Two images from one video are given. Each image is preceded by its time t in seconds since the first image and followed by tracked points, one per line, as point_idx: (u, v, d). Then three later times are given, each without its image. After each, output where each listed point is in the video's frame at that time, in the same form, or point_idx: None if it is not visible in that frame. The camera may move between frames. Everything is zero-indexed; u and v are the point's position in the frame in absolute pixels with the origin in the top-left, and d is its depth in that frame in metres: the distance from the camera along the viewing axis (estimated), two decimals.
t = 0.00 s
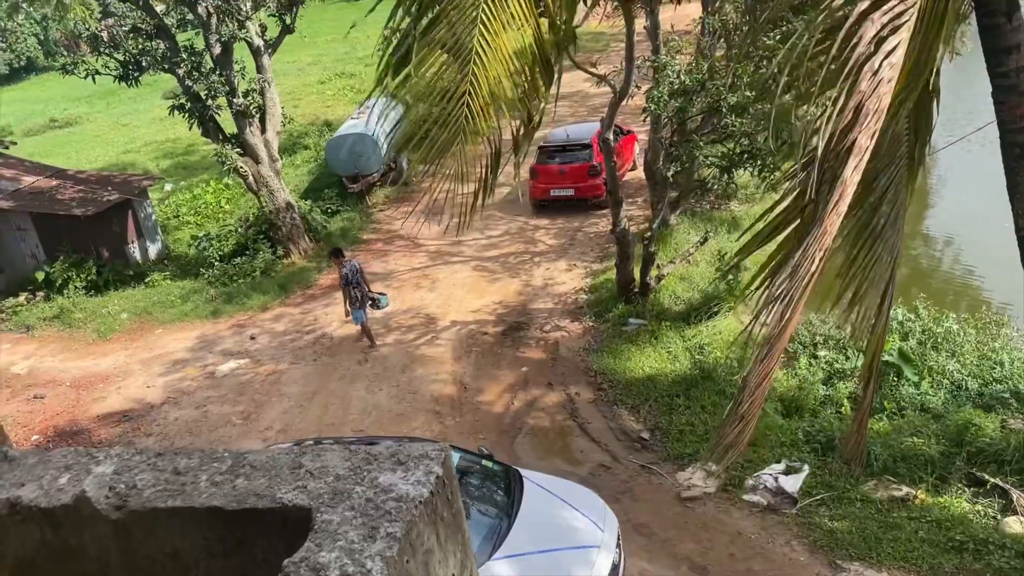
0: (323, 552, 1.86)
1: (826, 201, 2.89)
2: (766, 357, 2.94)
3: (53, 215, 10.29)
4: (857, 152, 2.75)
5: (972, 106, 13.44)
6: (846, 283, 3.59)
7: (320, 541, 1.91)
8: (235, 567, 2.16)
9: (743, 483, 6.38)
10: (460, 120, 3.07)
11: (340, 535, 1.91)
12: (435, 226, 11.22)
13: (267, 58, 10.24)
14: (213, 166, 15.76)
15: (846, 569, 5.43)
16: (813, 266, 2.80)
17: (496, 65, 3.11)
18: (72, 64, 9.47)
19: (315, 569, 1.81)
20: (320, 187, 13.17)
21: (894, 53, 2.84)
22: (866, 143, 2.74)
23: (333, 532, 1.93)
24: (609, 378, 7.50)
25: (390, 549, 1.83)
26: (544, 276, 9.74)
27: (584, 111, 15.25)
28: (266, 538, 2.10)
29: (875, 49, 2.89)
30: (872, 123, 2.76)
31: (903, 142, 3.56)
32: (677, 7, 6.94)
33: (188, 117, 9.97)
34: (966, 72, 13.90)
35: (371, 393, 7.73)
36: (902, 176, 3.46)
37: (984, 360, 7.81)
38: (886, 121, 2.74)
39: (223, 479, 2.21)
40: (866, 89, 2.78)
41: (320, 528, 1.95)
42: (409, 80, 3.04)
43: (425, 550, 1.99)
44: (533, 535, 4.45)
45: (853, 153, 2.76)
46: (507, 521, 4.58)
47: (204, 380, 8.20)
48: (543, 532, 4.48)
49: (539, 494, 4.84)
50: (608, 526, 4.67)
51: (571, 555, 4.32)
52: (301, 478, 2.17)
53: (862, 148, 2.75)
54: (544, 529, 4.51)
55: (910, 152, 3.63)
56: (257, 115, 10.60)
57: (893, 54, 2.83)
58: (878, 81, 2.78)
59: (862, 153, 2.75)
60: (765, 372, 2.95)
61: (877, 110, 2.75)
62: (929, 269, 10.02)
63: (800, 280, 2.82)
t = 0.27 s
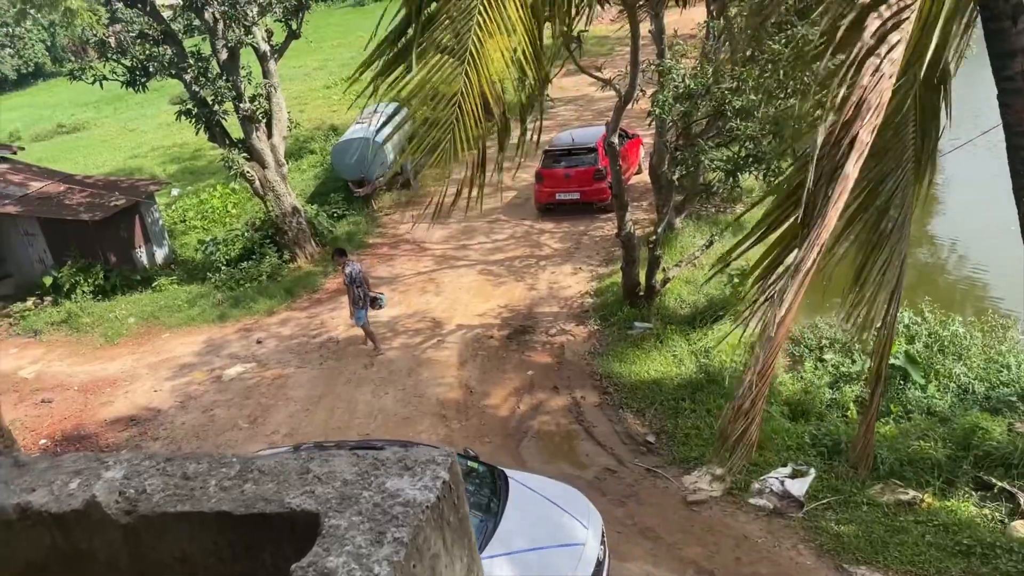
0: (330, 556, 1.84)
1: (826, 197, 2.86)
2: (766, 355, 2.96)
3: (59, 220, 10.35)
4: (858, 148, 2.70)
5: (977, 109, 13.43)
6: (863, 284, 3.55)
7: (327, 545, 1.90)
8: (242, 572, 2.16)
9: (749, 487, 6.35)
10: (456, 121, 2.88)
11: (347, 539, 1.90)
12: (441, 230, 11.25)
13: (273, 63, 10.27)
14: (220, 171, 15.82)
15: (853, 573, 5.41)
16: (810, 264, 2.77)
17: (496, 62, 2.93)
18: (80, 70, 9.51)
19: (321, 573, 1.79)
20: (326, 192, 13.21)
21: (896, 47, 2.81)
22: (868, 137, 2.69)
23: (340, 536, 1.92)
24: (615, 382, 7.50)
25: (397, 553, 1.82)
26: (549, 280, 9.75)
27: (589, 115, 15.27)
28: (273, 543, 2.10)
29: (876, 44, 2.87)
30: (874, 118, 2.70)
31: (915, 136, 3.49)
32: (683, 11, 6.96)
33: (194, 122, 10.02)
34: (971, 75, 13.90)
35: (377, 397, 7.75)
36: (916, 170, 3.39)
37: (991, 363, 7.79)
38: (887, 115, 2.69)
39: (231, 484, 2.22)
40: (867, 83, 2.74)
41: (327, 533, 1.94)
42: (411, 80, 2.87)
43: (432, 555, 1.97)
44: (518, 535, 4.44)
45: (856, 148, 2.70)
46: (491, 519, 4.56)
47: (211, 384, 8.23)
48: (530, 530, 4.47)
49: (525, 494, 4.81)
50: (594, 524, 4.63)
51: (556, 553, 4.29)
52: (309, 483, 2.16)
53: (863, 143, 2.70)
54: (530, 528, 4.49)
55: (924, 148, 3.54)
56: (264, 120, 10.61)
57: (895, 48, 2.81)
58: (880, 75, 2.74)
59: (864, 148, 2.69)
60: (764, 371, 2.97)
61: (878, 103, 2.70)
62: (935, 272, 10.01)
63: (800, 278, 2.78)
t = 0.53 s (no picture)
0: (340, 557, 1.84)
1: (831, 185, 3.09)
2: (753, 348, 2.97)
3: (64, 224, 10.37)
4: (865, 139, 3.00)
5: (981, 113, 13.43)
6: (865, 287, 3.44)
7: (337, 546, 1.89)
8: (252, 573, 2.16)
9: (754, 491, 6.33)
10: (455, 119, 2.90)
11: (357, 540, 1.90)
12: (444, 234, 11.25)
13: (277, 68, 10.29)
14: (223, 175, 15.84)
15: None
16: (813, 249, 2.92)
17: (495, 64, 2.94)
18: (84, 76, 9.55)
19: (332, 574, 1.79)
20: (330, 196, 13.22)
21: (902, 44, 3.15)
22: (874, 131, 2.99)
23: (350, 537, 1.92)
24: (619, 386, 7.49)
25: (408, 554, 1.82)
26: (553, 284, 9.75)
27: (592, 119, 15.28)
28: (283, 544, 2.09)
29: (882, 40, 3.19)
30: (879, 113, 3.03)
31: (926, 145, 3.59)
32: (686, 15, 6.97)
33: (199, 127, 10.07)
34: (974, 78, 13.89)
35: (381, 401, 7.75)
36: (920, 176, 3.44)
37: (996, 366, 7.77)
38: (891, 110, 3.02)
39: (241, 486, 2.21)
40: (874, 83, 3.08)
41: (337, 534, 1.93)
42: (408, 83, 2.90)
43: (441, 556, 1.97)
44: (504, 531, 4.54)
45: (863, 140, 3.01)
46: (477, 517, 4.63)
47: (215, 388, 8.24)
48: (515, 526, 4.58)
49: (508, 492, 4.88)
50: (578, 520, 4.73)
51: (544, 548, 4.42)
52: (319, 484, 2.16)
53: (870, 136, 3.00)
54: (516, 523, 4.60)
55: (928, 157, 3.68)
56: (268, 125, 10.62)
57: (900, 46, 3.14)
58: (887, 68, 3.10)
59: (872, 141, 3.01)
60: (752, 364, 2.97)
61: (884, 99, 3.04)
62: (940, 275, 9.99)
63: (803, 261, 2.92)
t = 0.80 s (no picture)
0: (347, 561, 1.82)
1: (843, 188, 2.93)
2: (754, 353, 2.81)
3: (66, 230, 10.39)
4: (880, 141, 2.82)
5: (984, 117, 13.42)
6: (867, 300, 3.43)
7: (343, 549, 1.87)
8: None
9: (759, 497, 6.30)
10: (465, 126, 2.75)
11: (364, 544, 1.88)
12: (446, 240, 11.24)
13: (279, 74, 10.32)
14: (225, 181, 15.85)
15: None
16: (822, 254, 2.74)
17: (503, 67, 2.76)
18: (87, 82, 9.57)
19: None
20: (332, 201, 13.23)
21: (914, 49, 2.92)
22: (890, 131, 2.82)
23: (357, 540, 1.90)
24: (622, 391, 7.48)
25: (415, 559, 1.80)
26: (555, 289, 9.74)
27: (594, 123, 15.29)
28: (289, 548, 2.08)
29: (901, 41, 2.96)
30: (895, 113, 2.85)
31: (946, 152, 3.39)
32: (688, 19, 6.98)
33: (201, 132, 10.10)
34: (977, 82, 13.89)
35: (383, 406, 7.74)
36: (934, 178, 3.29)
37: (1000, 371, 7.74)
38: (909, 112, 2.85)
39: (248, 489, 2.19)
40: (889, 82, 2.88)
41: (344, 538, 1.91)
42: (415, 88, 2.72)
43: (449, 560, 1.95)
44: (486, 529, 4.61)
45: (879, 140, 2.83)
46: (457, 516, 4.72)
47: (217, 394, 8.23)
48: (497, 523, 4.65)
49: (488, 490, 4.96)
50: (558, 515, 4.77)
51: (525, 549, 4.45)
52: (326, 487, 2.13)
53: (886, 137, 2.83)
54: (497, 521, 4.65)
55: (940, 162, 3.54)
56: (270, 131, 10.63)
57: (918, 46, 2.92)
58: (902, 73, 2.88)
59: (888, 142, 2.83)
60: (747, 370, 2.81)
61: (898, 101, 2.86)
62: (943, 279, 9.97)
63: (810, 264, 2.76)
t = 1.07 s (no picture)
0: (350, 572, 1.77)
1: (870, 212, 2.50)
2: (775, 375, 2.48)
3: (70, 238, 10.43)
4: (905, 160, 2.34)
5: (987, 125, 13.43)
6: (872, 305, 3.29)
7: (347, 559, 1.82)
8: None
9: (763, 505, 6.28)
10: (476, 138, 2.90)
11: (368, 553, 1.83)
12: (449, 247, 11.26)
13: (283, 82, 10.37)
14: (229, 189, 15.90)
15: None
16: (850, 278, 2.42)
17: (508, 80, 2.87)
18: (92, 90, 9.61)
19: None
20: (335, 209, 13.26)
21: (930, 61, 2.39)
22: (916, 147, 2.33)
23: (360, 550, 1.85)
24: (625, 398, 7.47)
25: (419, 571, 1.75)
26: (558, 296, 9.74)
27: (597, 131, 15.32)
28: (292, 556, 2.02)
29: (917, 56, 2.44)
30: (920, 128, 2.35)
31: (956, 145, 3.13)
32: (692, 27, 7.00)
33: (205, 140, 10.17)
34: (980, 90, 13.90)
35: (386, 414, 7.73)
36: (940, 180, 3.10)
37: (1004, 378, 7.72)
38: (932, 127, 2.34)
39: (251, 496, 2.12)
40: (909, 93, 2.36)
41: (347, 547, 1.86)
42: (432, 100, 2.90)
43: (452, 570, 1.91)
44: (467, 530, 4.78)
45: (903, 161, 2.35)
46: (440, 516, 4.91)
47: (221, 402, 8.23)
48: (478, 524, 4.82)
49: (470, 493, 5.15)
50: (538, 516, 4.92)
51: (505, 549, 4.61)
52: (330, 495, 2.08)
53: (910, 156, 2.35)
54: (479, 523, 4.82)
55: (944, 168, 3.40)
56: (273, 139, 10.67)
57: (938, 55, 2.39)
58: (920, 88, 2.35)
59: (913, 162, 2.35)
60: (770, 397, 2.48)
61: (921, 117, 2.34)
62: (947, 286, 9.97)
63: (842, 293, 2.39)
